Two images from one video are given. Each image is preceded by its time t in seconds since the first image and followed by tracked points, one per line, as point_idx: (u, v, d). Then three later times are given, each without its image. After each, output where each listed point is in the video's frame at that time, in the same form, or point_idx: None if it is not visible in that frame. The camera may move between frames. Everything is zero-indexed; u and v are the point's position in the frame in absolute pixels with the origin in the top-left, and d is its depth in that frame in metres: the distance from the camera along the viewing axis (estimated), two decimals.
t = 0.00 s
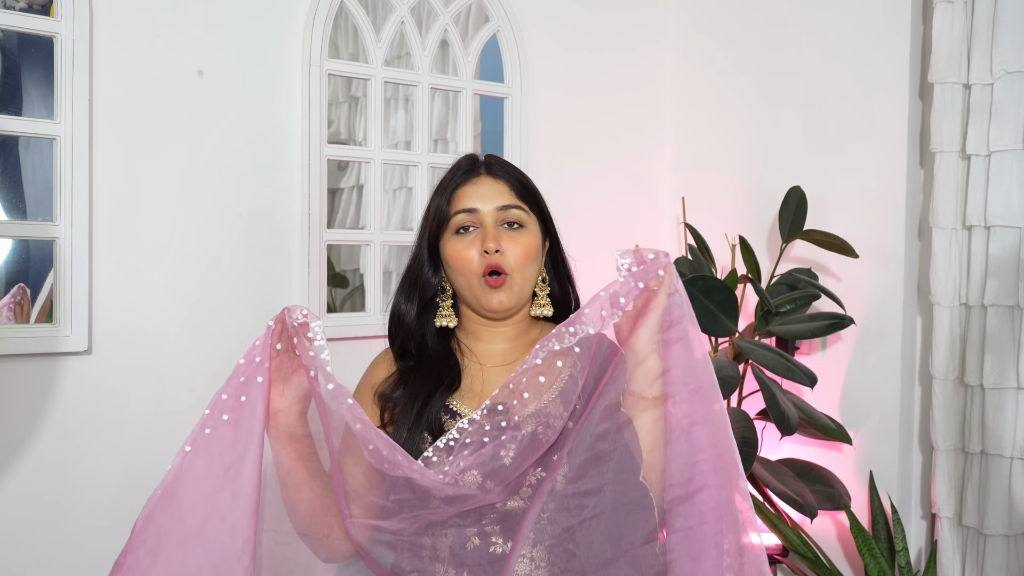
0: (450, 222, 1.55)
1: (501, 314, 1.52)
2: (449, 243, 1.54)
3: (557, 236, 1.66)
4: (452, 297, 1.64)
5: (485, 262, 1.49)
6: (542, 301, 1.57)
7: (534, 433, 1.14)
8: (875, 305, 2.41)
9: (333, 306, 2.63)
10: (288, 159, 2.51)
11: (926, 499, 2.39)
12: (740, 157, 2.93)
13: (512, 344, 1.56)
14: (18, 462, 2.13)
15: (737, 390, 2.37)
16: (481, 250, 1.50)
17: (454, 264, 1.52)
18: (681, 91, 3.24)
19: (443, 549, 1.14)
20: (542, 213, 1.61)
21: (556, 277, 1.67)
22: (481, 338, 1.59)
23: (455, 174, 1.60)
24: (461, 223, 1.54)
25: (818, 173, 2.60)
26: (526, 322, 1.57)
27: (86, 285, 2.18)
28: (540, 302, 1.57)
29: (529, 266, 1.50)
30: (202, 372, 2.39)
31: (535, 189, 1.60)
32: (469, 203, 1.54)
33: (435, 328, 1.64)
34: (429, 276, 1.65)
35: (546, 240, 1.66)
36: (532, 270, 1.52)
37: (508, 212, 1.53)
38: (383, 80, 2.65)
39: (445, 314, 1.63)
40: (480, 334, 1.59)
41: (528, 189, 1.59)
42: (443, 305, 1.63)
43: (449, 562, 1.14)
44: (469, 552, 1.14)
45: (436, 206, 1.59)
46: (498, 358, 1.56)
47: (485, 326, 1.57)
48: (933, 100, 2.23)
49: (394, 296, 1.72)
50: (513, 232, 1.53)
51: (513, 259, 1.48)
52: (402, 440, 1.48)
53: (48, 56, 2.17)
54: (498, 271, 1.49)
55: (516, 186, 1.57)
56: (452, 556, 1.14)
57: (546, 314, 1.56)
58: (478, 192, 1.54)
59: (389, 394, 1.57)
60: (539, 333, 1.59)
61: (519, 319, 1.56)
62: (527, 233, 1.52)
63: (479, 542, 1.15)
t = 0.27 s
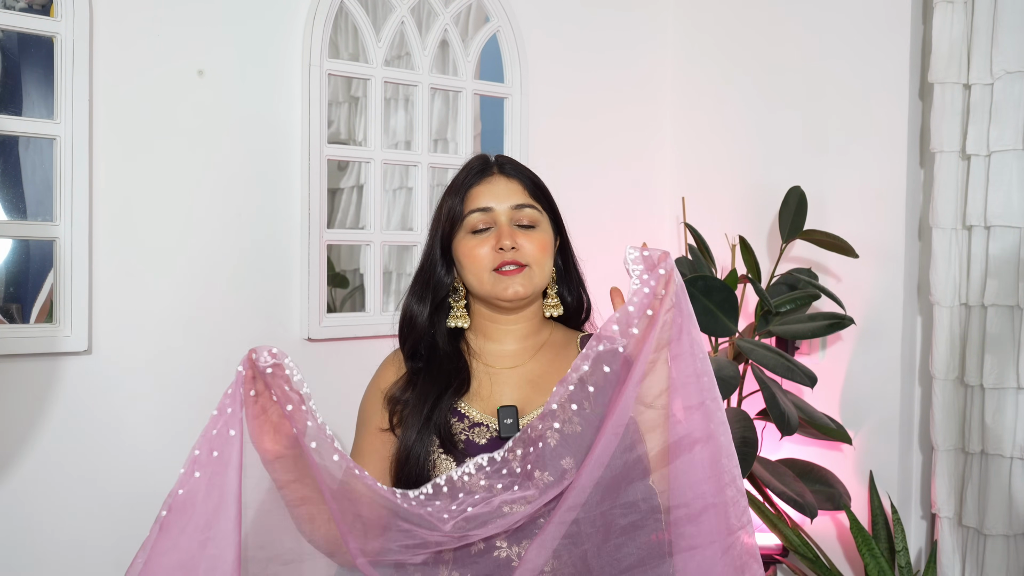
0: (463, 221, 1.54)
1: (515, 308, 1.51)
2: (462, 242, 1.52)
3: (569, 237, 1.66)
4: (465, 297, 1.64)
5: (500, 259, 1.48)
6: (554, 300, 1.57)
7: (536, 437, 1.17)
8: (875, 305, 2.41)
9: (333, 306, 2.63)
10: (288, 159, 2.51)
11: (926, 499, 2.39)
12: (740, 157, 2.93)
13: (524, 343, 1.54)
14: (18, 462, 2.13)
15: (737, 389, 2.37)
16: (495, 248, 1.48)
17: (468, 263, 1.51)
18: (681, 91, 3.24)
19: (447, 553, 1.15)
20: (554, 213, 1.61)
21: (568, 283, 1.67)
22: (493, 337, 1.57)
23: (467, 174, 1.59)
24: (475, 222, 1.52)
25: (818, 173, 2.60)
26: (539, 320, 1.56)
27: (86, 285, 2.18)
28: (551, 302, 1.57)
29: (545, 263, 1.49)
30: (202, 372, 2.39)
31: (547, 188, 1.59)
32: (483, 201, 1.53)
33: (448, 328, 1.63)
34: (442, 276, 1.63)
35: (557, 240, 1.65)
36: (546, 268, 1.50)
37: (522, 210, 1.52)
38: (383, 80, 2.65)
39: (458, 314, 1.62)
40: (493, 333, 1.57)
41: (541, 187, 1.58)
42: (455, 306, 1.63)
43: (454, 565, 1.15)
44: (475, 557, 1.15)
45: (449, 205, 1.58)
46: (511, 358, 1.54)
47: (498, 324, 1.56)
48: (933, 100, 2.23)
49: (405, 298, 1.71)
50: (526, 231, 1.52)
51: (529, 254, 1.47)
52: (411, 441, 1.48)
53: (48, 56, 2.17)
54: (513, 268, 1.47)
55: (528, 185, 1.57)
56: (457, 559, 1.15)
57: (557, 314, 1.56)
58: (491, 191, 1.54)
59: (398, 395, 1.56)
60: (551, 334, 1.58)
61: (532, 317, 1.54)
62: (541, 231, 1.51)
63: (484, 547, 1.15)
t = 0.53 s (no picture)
0: (468, 221, 1.54)
1: (518, 307, 1.50)
2: (466, 242, 1.52)
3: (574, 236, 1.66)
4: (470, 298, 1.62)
5: (504, 258, 1.47)
6: (560, 301, 1.60)
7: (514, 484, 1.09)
8: (875, 305, 2.41)
9: (333, 306, 2.64)
10: (288, 160, 2.51)
11: (926, 499, 2.39)
12: (741, 157, 2.93)
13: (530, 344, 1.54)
14: (18, 462, 2.13)
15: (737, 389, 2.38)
16: (499, 247, 1.48)
17: (472, 262, 1.50)
18: (681, 91, 3.24)
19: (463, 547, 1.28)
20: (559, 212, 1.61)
21: (575, 283, 1.68)
22: (499, 339, 1.57)
23: (472, 174, 1.60)
24: (479, 222, 1.52)
25: (818, 173, 2.60)
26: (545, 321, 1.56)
27: (86, 286, 2.18)
28: (557, 303, 1.60)
29: (549, 262, 1.48)
30: (201, 372, 2.39)
31: (551, 188, 1.60)
32: (487, 201, 1.53)
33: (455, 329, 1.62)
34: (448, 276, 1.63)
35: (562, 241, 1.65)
36: (552, 267, 1.50)
37: (526, 209, 1.52)
38: (383, 80, 2.65)
39: (464, 316, 1.61)
40: (499, 334, 1.56)
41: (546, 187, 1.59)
42: (461, 307, 1.61)
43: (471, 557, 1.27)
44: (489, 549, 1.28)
45: (454, 205, 1.58)
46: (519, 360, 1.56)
47: (503, 325, 1.55)
48: (933, 100, 2.23)
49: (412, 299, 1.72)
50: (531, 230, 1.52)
51: (533, 253, 1.46)
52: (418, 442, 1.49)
53: (48, 56, 2.17)
54: (517, 267, 1.47)
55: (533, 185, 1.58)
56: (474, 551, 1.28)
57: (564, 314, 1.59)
58: (496, 191, 1.54)
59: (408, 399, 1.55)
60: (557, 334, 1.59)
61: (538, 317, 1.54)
62: (545, 231, 1.51)
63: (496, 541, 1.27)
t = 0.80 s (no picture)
0: (465, 220, 1.54)
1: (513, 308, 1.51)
2: (463, 241, 1.52)
3: (571, 236, 1.65)
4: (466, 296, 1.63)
5: (500, 260, 1.47)
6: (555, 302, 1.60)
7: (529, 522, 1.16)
8: (875, 305, 2.41)
9: (333, 306, 2.64)
10: (288, 159, 2.51)
11: (926, 499, 2.39)
12: (740, 158, 2.93)
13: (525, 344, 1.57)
14: (19, 462, 2.13)
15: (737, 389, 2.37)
16: (496, 249, 1.47)
17: (469, 263, 1.50)
18: (681, 91, 3.24)
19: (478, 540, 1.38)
20: (557, 212, 1.61)
21: (571, 281, 1.67)
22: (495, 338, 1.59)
23: (471, 172, 1.59)
24: (477, 221, 1.52)
25: (817, 173, 2.60)
26: (541, 321, 1.59)
27: (86, 285, 2.18)
28: (553, 304, 1.60)
29: (545, 265, 1.49)
30: (202, 372, 2.39)
31: (550, 189, 1.59)
32: (485, 200, 1.53)
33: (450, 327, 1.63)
34: (444, 274, 1.61)
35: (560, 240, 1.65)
36: (547, 270, 1.50)
37: (524, 210, 1.52)
38: (383, 80, 2.65)
39: (459, 313, 1.62)
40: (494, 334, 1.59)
41: (545, 188, 1.59)
42: (456, 304, 1.63)
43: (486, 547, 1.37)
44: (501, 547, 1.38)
45: (451, 203, 1.58)
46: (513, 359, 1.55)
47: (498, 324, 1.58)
48: (933, 100, 2.23)
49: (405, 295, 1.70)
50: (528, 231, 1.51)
51: (529, 256, 1.46)
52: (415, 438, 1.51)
53: (48, 56, 2.17)
54: (513, 270, 1.47)
55: (531, 185, 1.57)
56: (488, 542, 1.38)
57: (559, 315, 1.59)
58: (494, 190, 1.54)
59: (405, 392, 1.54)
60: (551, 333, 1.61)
61: (534, 318, 1.57)
62: (543, 232, 1.51)
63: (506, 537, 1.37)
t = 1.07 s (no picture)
0: (459, 230, 1.53)
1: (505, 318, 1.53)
2: (458, 252, 1.53)
3: (566, 240, 1.64)
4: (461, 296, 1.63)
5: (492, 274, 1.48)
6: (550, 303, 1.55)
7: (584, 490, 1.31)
8: (875, 305, 2.41)
9: (333, 306, 2.63)
10: (287, 159, 2.51)
11: (926, 499, 2.39)
12: (740, 158, 2.93)
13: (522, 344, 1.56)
14: (19, 462, 2.13)
15: (737, 389, 2.37)
16: (489, 262, 1.48)
17: (462, 273, 1.52)
18: (681, 91, 3.24)
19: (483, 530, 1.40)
20: (553, 219, 1.59)
21: (564, 278, 1.67)
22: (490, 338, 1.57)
23: (466, 180, 1.57)
24: (470, 232, 1.51)
25: (817, 174, 2.60)
26: (535, 323, 1.58)
27: (86, 285, 2.18)
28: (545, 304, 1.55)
29: (538, 279, 1.49)
30: (202, 372, 2.39)
31: (545, 196, 1.57)
32: (478, 211, 1.51)
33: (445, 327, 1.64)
34: (440, 279, 1.64)
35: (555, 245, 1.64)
36: (541, 279, 1.51)
37: (518, 221, 1.50)
38: (383, 80, 2.65)
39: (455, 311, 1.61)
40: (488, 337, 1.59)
41: (540, 196, 1.56)
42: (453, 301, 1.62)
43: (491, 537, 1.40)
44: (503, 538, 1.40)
45: (446, 211, 1.57)
46: (511, 358, 1.56)
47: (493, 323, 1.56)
48: (933, 100, 2.23)
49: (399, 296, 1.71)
50: (522, 242, 1.51)
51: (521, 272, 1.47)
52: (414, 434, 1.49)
53: (48, 56, 2.17)
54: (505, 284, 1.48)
55: (526, 194, 1.54)
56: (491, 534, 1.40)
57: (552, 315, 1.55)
58: (488, 201, 1.52)
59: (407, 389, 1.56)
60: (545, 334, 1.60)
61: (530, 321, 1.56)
62: (536, 244, 1.51)
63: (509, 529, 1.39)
